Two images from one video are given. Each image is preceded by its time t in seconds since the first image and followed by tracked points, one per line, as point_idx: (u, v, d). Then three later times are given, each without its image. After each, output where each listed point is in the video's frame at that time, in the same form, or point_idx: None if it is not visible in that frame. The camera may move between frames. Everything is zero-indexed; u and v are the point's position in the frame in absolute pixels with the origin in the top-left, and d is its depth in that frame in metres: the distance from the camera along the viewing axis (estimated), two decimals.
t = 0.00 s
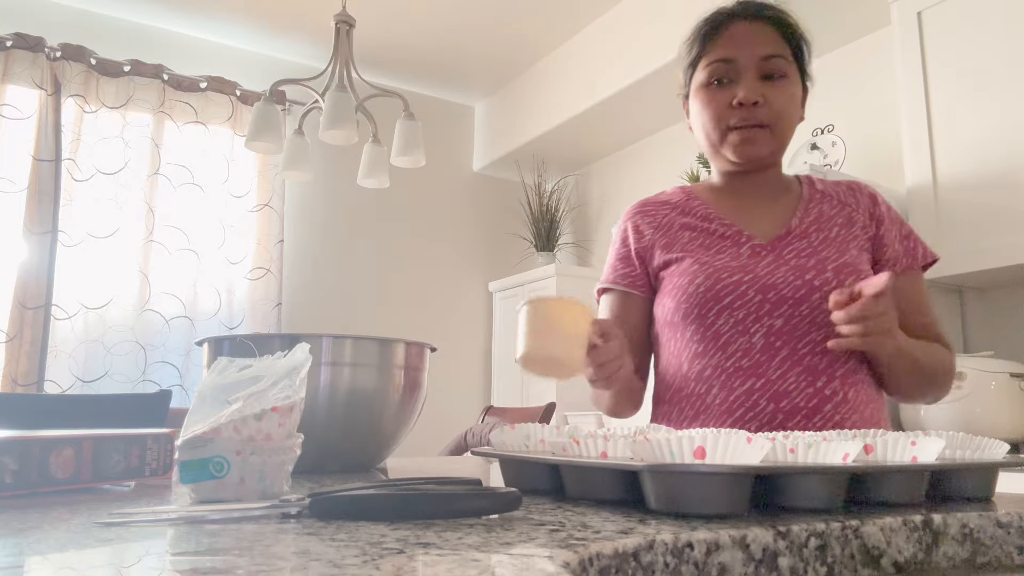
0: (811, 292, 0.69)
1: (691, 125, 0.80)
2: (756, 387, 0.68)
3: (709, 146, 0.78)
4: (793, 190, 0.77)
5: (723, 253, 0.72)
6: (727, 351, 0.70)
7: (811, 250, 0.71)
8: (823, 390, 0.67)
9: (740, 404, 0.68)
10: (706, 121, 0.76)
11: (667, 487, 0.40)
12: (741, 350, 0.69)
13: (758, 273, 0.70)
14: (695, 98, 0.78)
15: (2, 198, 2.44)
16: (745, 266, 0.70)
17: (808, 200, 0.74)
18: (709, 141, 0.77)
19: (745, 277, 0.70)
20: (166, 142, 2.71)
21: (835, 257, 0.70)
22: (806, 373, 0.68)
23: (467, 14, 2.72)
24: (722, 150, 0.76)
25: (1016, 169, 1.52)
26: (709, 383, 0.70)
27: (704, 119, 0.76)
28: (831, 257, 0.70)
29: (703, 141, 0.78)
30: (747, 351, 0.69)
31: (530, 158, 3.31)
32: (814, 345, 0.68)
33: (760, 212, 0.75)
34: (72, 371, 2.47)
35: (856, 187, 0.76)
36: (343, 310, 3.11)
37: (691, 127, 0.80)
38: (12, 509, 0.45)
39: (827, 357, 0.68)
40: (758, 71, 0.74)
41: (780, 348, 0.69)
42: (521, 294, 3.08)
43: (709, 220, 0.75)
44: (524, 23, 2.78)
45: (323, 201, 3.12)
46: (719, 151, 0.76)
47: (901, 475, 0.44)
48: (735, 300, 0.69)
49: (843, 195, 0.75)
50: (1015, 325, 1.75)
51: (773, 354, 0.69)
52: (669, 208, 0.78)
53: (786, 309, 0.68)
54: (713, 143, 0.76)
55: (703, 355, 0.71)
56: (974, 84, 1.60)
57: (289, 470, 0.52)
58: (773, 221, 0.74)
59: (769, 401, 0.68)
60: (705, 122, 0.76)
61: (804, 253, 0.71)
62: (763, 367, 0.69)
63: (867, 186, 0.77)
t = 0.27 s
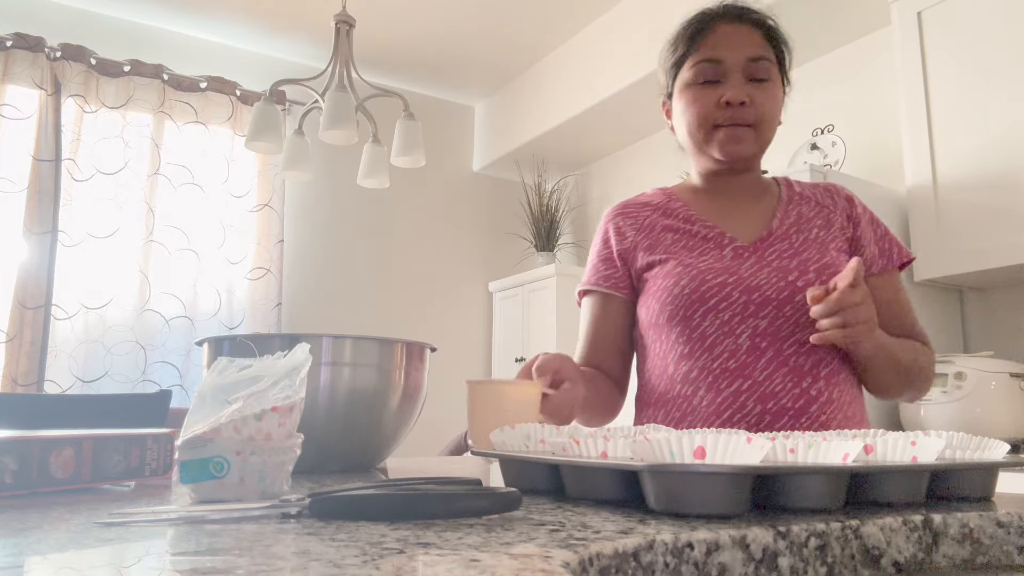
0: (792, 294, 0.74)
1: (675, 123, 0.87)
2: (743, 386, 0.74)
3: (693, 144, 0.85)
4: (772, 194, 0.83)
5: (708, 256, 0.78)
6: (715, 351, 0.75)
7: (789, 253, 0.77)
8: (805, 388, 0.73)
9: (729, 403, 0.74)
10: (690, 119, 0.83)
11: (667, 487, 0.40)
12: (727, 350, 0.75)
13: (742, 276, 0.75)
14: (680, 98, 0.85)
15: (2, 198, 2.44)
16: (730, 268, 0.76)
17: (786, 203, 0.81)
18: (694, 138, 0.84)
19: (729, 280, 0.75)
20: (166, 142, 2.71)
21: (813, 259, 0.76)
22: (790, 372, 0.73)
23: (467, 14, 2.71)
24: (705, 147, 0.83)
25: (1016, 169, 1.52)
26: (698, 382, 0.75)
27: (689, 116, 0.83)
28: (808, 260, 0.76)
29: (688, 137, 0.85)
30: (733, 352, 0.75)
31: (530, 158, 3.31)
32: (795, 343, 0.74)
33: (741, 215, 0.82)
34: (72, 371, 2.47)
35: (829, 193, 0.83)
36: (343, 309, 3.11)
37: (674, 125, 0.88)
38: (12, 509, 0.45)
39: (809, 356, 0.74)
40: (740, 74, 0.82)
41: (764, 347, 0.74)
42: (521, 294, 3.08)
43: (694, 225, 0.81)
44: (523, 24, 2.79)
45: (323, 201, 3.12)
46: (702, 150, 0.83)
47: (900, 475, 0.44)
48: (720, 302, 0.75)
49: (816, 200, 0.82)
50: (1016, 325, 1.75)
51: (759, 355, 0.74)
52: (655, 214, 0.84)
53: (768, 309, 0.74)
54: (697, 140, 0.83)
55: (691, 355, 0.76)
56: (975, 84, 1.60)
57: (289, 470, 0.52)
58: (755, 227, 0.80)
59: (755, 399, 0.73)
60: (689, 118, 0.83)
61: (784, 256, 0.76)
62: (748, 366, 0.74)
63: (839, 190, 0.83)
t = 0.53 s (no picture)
0: (780, 297, 0.75)
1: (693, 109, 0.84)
2: (736, 393, 0.74)
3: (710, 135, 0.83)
4: (761, 193, 0.84)
5: (697, 261, 0.78)
6: (707, 358, 0.75)
7: (777, 256, 0.77)
8: (796, 391, 0.74)
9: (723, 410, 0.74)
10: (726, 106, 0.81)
11: (667, 487, 0.40)
12: (719, 356, 0.75)
13: (731, 281, 0.75)
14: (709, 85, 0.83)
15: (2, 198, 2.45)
16: (720, 274, 0.76)
17: (770, 202, 0.81)
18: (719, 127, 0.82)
19: (718, 286, 0.75)
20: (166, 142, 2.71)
21: (798, 261, 0.77)
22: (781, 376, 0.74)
23: (467, 14, 2.71)
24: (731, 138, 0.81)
25: (1016, 169, 1.52)
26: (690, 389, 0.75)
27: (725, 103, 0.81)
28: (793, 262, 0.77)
29: (712, 125, 0.82)
30: (726, 358, 0.75)
31: (530, 158, 3.31)
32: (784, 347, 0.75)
33: (728, 217, 0.82)
34: (72, 371, 2.47)
35: (809, 190, 0.84)
36: (342, 309, 3.11)
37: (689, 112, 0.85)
38: (12, 509, 0.45)
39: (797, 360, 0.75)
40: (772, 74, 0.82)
41: (754, 353, 0.75)
42: (521, 294, 3.08)
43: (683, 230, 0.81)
44: (524, 24, 2.79)
45: (323, 200, 3.12)
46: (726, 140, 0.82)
47: (900, 475, 0.44)
48: (711, 309, 0.75)
49: (799, 198, 0.82)
50: (1016, 325, 1.75)
51: (751, 360, 0.75)
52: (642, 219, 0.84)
53: (757, 314, 0.75)
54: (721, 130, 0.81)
55: (683, 362, 0.76)
56: (975, 84, 1.60)
57: (289, 470, 0.52)
58: (742, 230, 0.80)
59: (748, 405, 0.74)
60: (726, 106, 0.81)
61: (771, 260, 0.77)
62: (740, 372, 0.74)
63: (819, 185, 0.84)
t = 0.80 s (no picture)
0: (799, 306, 0.73)
1: (722, 106, 0.78)
2: (763, 403, 0.71)
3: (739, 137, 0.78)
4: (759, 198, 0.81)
5: (719, 267, 0.73)
6: (733, 368, 0.72)
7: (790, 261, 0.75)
8: (814, 400, 0.74)
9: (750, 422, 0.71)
10: (767, 115, 0.78)
11: (667, 487, 0.40)
12: (743, 366, 0.72)
13: (751, 290, 0.72)
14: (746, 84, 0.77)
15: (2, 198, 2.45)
16: (744, 282, 0.72)
17: (773, 205, 0.79)
18: (757, 132, 0.77)
19: (743, 294, 0.72)
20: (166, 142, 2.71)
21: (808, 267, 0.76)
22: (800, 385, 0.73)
23: (467, 14, 2.71)
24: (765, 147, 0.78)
25: (1016, 169, 1.52)
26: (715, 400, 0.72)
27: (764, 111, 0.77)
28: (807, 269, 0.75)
29: (750, 128, 0.77)
30: (752, 367, 0.72)
31: (530, 158, 3.31)
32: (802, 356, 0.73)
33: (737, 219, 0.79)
34: (72, 371, 2.47)
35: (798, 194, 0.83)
36: (342, 309, 3.11)
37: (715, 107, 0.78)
38: (12, 509, 0.45)
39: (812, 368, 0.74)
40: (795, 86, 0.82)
41: (777, 362, 0.72)
42: (521, 294, 3.08)
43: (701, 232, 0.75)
44: (524, 24, 2.78)
45: (323, 200, 3.12)
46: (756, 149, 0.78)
47: (900, 475, 0.44)
48: (738, 317, 0.71)
49: (795, 203, 0.82)
50: (1016, 325, 1.75)
51: (775, 369, 0.72)
52: (655, 216, 0.77)
53: (778, 323, 0.72)
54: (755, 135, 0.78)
55: (707, 372, 0.72)
56: (975, 84, 1.60)
57: (289, 470, 0.52)
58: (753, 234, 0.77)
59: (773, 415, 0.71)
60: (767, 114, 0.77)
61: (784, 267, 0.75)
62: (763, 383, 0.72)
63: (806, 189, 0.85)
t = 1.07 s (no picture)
0: (828, 310, 0.75)
1: (759, 117, 0.79)
2: (800, 405, 0.72)
3: (774, 147, 0.80)
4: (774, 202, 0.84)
5: (757, 272, 0.73)
6: (775, 371, 0.71)
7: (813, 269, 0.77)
8: (838, 401, 0.75)
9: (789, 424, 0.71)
10: (798, 126, 0.81)
11: (667, 487, 0.40)
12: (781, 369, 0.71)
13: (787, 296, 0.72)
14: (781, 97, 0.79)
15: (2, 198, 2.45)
16: (781, 288, 0.73)
17: (790, 212, 0.82)
18: (790, 144, 0.80)
19: (780, 299, 0.72)
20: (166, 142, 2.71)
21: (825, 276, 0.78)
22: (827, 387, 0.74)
23: (466, 14, 2.72)
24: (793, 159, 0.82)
25: (1016, 169, 1.52)
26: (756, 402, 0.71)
27: (797, 124, 0.80)
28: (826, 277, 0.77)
29: (786, 140, 0.80)
30: (791, 369, 0.72)
31: (530, 158, 3.31)
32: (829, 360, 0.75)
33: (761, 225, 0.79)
34: (72, 371, 2.47)
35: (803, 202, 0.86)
36: (343, 310, 3.11)
37: (751, 117, 0.79)
38: (12, 509, 0.45)
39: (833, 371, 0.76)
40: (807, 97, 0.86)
41: (810, 365, 0.73)
42: (521, 294, 3.08)
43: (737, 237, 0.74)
44: (524, 23, 2.78)
45: (323, 200, 3.12)
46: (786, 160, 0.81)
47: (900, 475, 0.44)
48: (780, 320, 0.71)
49: (803, 212, 0.85)
50: (1016, 325, 1.75)
51: (809, 372, 0.73)
52: (691, 218, 0.74)
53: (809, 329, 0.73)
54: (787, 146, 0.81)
55: (749, 374, 0.71)
56: (975, 84, 1.60)
57: (289, 470, 0.52)
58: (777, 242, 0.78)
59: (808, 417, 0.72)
60: (799, 127, 0.81)
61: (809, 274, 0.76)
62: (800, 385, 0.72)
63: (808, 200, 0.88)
